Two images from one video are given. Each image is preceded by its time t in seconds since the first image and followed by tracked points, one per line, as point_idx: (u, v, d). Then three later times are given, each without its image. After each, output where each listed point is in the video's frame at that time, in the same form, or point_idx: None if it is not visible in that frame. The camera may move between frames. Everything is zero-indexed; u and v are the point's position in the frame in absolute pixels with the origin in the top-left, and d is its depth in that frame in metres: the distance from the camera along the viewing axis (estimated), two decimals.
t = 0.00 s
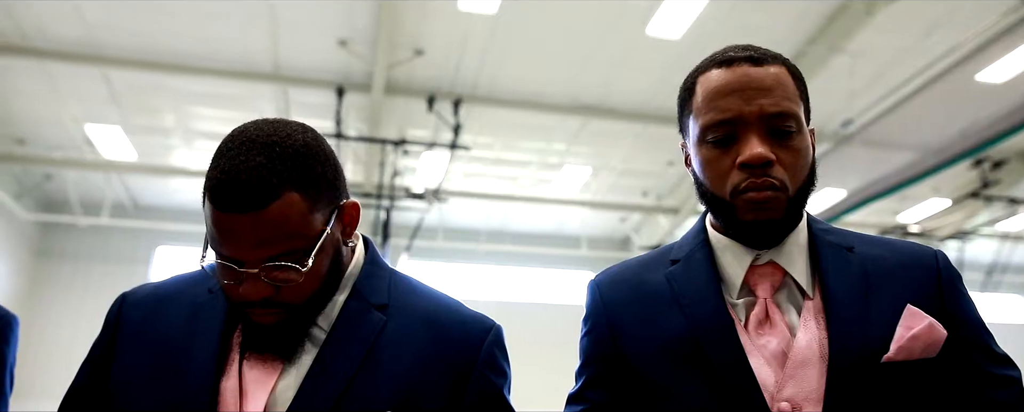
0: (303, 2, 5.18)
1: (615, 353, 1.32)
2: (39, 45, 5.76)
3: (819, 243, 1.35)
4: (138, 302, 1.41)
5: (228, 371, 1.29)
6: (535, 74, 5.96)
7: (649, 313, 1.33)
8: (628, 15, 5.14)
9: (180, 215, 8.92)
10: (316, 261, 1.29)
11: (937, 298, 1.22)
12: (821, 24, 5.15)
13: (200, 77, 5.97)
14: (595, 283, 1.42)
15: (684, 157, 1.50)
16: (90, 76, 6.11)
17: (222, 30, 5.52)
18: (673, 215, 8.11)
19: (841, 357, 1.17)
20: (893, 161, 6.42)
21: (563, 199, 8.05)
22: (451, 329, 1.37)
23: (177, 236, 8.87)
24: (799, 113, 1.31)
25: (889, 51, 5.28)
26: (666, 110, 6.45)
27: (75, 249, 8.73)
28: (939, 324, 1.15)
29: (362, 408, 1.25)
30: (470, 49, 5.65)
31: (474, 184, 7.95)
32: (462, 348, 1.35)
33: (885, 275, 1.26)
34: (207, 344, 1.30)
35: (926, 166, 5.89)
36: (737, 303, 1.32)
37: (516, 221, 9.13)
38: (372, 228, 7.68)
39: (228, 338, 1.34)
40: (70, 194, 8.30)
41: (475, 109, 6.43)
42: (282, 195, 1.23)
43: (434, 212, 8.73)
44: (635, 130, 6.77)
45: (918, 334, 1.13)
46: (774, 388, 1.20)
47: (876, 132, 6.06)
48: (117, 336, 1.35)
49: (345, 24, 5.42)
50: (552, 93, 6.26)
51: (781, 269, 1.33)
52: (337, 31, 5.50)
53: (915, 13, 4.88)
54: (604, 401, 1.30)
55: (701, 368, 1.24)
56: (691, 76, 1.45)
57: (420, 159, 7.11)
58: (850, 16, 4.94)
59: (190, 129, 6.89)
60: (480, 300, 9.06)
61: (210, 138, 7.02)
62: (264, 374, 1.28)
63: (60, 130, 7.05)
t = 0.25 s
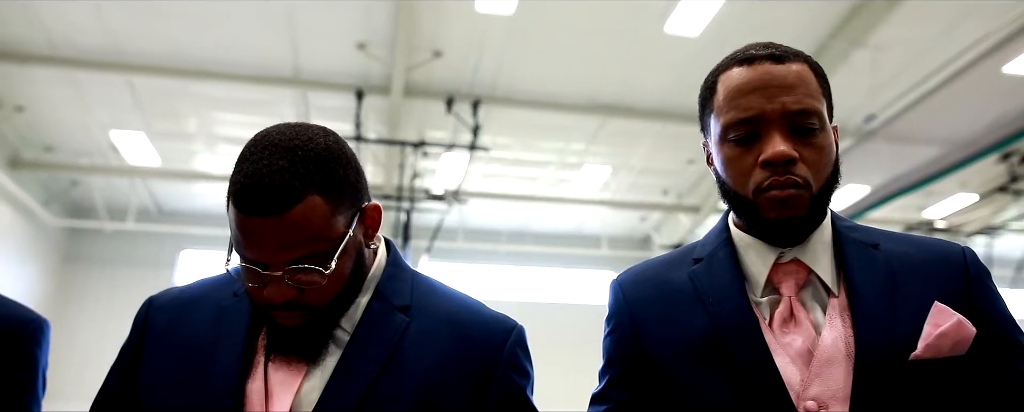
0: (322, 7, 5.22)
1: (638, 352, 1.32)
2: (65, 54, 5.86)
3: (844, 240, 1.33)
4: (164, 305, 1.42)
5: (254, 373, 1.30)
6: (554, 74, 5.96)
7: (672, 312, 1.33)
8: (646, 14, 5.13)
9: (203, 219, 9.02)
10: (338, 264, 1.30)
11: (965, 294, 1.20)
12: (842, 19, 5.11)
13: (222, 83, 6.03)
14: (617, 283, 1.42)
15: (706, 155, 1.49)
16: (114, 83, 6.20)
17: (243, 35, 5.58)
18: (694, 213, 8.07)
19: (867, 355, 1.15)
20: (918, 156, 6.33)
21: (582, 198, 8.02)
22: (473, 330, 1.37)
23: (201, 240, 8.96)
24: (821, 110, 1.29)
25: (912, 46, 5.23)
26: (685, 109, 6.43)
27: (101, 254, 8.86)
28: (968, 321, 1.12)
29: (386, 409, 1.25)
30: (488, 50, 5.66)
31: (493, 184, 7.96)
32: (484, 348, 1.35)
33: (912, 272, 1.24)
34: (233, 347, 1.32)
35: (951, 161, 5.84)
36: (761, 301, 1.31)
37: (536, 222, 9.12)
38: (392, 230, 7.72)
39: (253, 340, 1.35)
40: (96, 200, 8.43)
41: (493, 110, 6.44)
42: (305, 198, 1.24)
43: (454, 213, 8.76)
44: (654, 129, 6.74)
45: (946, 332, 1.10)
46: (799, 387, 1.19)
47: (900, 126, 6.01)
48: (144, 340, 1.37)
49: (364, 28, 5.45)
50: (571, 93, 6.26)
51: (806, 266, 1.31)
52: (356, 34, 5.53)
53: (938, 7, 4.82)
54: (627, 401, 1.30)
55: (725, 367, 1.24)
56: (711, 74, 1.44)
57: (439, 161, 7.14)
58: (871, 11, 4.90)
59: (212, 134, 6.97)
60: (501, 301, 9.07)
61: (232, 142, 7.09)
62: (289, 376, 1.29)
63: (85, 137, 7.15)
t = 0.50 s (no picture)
0: (342, 10, 5.26)
1: (663, 351, 1.31)
2: (91, 62, 5.95)
3: (870, 236, 1.32)
4: (192, 309, 1.44)
5: (281, 374, 1.32)
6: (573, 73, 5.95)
7: (696, 310, 1.32)
8: (665, 11, 5.10)
9: (227, 223, 9.11)
10: (362, 265, 1.31)
11: (996, 289, 1.19)
12: (864, 11, 5.05)
13: (244, 87, 6.09)
14: (641, 281, 1.42)
15: (729, 152, 1.48)
16: (139, 90, 6.28)
17: (264, 40, 5.63)
18: (717, 210, 8.01)
19: (896, 351, 1.14)
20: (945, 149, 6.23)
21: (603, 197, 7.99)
22: (497, 330, 1.37)
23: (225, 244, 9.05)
24: (846, 105, 1.28)
25: (936, 36, 5.16)
26: (706, 105, 6.39)
27: (129, 258, 8.98)
28: (1000, 316, 1.10)
29: (411, 409, 1.26)
30: (506, 50, 5.66)
31: (514, 184, 7.96)
32: (509, 348, 1.35)
33: (941, 267, 1.23)
34: (260, 348, 1.33)
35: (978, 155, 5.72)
36: (787, 298, 1.30)
37: (557, 221, 9.11)
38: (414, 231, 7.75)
39: (279, 342, 1.37)
40: (123, 205, 8.56)
41: (513, 109, 6.44)
42: (328, 201, 1.25)
43: (475, 213, 8.77)
44: (675, 126, 6.71)
45: (977, 327, 1.08)
46: (827, 384, 1.18)
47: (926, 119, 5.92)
48: (173, 343, 1.39)
49: (383, 30, 5.48)
50: (590, 91, 6.24)
51: (832, 263, 1.30)
52: (375, 37, 5.56)
53: None
54: (653, 400, 1.29)
55: (751, 365, 1.23)
56: (733, 71, 1.43)
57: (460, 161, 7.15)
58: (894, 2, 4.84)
59: (235, 138, 7.04)
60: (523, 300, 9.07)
61: (255, 146, 7.16)
62: (316, 377, 1.30)
63: (111, 143, 7.26)
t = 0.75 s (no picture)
0: (364, 13, 5.30)
1: (690, 347, 1.30)
2: (119, 69, 6.05)
3: (900, 230, 1.30)
4: (222, 310, 1.46)
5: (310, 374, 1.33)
6: (594, 70, 5.93)
7: (724, 306, 1.31)
8: (687, 7, 5.08)
9: (253, 225, 9.20)
10: (389, 266, 1.32)
11: None
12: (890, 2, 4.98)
13: (268, 91, 6.16)
14: (667, 278, 1.41)
15: (754, 147, 1.47)
16: (166, 95, 6.37)
17: (287, 44, 5.68)
18: (742, 206, 7.95)
19: (929, 345, 1.12)
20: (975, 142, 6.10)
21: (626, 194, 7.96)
22: (523, 329, 1.38)
23: (252, 246, 9.15)
24: (874, 97, 1.26)
25: (965, 26, 5.07)
26: (730, 100, 6.34)
27: (158, 261, 9.11)
28: None
29: (439, 408, 1.26)
30: (527, 49, 5.66)
31: (537, 182, 7.96)
32: (535, 347, 1.35)
33: (974, 260, 1.21)
34: (289, 349, 1.34)
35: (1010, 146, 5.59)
36: (816, 294, 1.28)
37: (581, 219, 9.09)
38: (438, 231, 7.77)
39: (308, 342, 1.38)
40: (152, 209, 8.69)
41: (535, 108, 6.44)
42: (354, 202, 1.26)
43: (499, 212, 8.78)
44: (699, 122, 6.67)
45: (1013, 322, 1.04)
46: (858, 380, 1.16)
47: (956, 110, 5.81)
48: (204, 344, 1.41)
49: (404, 32, 5.51)
50: (612, 89, 6.22)
51: (861, 257, 1.29)
52: (397, 38, 5.59)
53: None
54: (680, 397, 1.28)
55: (779, 360, 1.22)
56: (757, 65, 1.42)
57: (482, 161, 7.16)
58: None
59: (260, 142, 7.11)
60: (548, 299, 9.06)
61: (280, 149, 7.23)
62: (344, 376, 1.31)
63: (140, 149, 7.37)
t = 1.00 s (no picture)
0: (386, 15, 5.32)
1: (719, 344, 1.29)
2: (148, 75, 6.14)
3: (932, 223, 1.28)
4: (251, 312, 1.48)
5: (339, 373, 1.34)
6: (616, 67, 5.91)
7: (752, 301, 1.30)
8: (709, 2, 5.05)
9: (279, 227, 9.30)
10: (415, 265, 1.32)
11: None
12: None
13: (293, 94, 6.22)
14: (694, 274, 1.40)
15: (781, 141, 1.45)
16: (192, 100, 6.45)
17: (311, 48, 5.74)
18: (768, 201, 7.88)
19: (964, 339, 1.11)
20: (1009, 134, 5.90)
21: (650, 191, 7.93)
22: (550, 328, 1.37)
23: (278, 248, 9.24)
24: (903, 88, 1.25)
25: (994, 14, 4.99)
26: (754, 94, 6.29)
27: (187, 264, 9.24)
28: None
29: (468, 407, 1.27)
30: (548, 47, 5.66)
31: (560, 181, 7.95)
32: (563, 345, 1.35)
33: (1009, 253, 1.19)
34: (318, 349, 1.36)
35: None
36: (846, 288, 1.27)
37: (604, 216, 9.06)
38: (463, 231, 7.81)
39: (337, 342, 1.39)
40: (181, 213, 8.82)
41: (557, 106, 6.44)
42: (381, 202, 1.27)
43: (522, 211, 8.80)
44: (722, 117, 6.62)
45: None
46: (892, 376, 1.15)
47: (987, 100, 5.71)
48: (235, 344, 1.43)
49: (426, 33, 5.53)
50: (635, 85, 6.20)
51: (893, 251, 1.27)
52: (418, 39, 5.61)
53: None
54: (709, 394, 1.27)
55: (809, 355, 1.21)
56: (784, 58, 1.40)
57: (505, 160, 7.17)
58: None
59: (285, 145, 7.18)
60: (573, 297, 9.05)
61: (305, 151, 7.29)
62: (373, 376, 1.32)
63: (168, 153, 7.48)
